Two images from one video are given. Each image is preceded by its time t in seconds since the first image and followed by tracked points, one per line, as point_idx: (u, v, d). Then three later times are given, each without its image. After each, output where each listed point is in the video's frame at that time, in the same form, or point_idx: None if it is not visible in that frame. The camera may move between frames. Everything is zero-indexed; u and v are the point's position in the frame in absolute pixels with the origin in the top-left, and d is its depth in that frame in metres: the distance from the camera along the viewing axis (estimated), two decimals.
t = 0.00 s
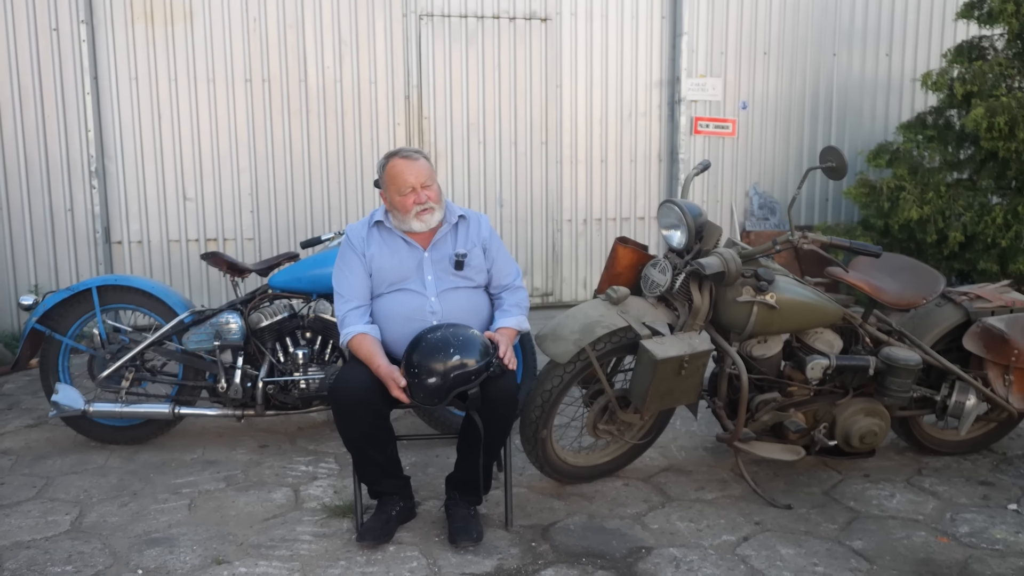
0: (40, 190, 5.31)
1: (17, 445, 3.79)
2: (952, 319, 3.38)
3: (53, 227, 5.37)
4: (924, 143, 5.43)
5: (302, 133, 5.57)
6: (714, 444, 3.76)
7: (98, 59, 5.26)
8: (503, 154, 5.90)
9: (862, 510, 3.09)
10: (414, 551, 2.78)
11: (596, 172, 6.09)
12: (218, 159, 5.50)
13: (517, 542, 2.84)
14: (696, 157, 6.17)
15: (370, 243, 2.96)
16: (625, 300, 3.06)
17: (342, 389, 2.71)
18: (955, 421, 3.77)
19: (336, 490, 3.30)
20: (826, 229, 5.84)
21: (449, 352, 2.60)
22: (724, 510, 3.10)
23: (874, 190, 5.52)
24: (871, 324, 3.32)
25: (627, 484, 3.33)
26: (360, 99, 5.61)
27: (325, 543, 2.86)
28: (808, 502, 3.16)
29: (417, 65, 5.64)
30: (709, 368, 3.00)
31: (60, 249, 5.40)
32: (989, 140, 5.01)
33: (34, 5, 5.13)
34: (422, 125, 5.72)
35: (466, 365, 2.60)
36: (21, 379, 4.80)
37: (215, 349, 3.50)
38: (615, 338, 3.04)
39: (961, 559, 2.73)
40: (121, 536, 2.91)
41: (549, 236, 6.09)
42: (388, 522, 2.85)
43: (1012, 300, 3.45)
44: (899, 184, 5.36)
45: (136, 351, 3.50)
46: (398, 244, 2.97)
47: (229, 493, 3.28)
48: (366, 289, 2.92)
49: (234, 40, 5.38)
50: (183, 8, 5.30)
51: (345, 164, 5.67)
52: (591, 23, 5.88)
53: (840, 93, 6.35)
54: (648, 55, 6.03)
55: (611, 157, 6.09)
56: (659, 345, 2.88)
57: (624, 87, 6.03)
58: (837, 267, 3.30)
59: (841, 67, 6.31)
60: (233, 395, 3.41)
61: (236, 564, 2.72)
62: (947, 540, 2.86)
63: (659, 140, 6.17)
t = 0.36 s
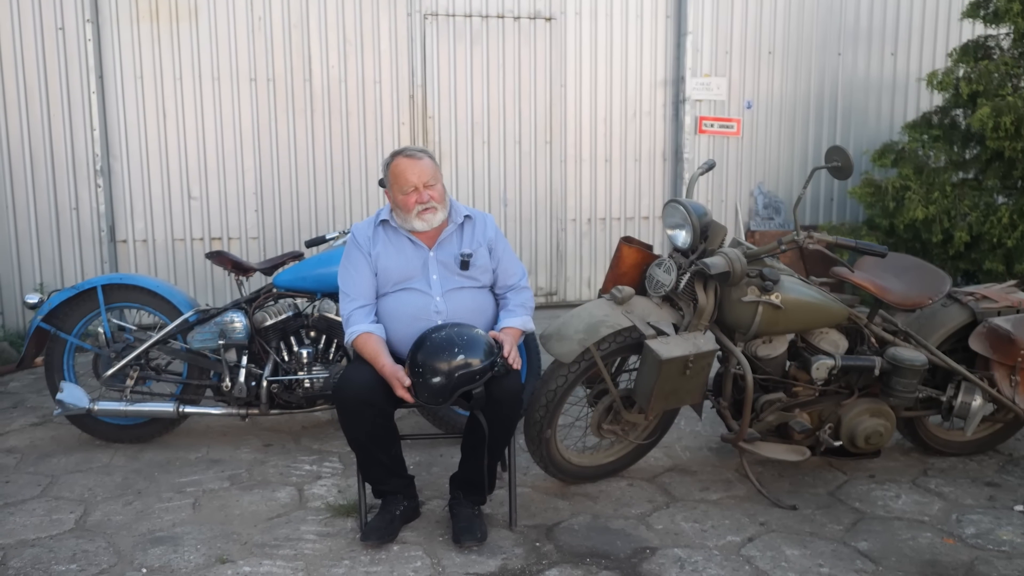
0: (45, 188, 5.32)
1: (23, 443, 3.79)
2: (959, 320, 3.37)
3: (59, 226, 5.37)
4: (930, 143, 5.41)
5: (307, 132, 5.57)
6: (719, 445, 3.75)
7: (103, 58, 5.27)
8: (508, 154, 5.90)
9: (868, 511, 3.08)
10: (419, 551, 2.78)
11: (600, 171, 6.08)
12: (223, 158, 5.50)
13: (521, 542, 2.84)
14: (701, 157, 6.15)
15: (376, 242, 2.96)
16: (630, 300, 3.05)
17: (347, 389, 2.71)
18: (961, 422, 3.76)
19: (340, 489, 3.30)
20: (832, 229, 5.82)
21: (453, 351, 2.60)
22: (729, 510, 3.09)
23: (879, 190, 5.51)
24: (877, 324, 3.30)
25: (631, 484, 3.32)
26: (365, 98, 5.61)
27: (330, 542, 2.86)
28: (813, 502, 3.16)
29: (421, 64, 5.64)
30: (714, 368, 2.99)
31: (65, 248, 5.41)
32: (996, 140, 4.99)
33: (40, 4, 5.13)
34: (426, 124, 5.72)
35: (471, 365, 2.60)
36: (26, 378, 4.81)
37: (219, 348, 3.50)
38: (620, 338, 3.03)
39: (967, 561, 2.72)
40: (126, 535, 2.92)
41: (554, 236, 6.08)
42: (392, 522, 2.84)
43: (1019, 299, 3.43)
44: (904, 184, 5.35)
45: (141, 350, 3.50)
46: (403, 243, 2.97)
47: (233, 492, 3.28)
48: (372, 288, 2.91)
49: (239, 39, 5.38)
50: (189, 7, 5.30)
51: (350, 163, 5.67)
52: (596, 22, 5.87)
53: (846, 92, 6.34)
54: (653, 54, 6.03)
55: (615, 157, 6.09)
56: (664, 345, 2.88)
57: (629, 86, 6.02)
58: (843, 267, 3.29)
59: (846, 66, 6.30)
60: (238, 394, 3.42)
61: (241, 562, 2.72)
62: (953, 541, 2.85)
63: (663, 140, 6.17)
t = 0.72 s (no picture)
0: (46, 187, 5.32)
1: (24, 442, 3.79)
2: (960, 319, 3.36)
3: (60, 225, 5.37)
4: (932, 143, 5.41)
5: (309, 132, 5.57)
6: (720, 444, 3.75)
7: (104, 56, 5.27)
8: (509, 153, 5.89)
9: (870, 511, 3.08)
10: (420, 550, 2.78)
11: (602, 171, 6.08)
12: (224, 157, 5.50)
13: (522, 542, 2.83)
14: (703, 157, 6.15)
15: (380, 240, 2.96)
16: (632, 299, 3.05)
17: (348, 388, 2.71)
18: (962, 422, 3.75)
19: (341, 489, 3.30)
20: (833, 229, 5.82)
21: (455, 350, 2.59)
22: (731, 510, 3.09)
23: (881, 189, 5.51)
24: (879, 324, 3.30)
25: (633, 484, 3.32)
26: (366, 98, 5.61)
27: (331, 542, 2.86)
28: (815, 502, 3.15)
29: (423, 64, 5.63)
30: (715, 368, 2.99)
31: (66, 246, 5.41)
32: (998, 140, 4.99)
33: (41, 3, 5.13)
34: (428, 123, 5.72)
35: (472, 364, 2.60)
36: (26, 377, 4.81)
37: (220, 347, 3.50)
38: (621, 337, 3.03)
39: (969, 560, 2.72)
40: (126, 534, 2.91)
41: (555, 235, 6.08)
42: (393, 521, 2.84)
43: (1021, 300, 3.43)
44: (906, 184, 5.35)
45: (143, 349, 3.50)
46: (407, 241, 2.97)
47: (234, 491, 3.28)
48: (375, 286, 2.91)
49: (241, 38, 5.38)
50: (190, 7, 5.30)
51: (352, 163, 5.67)
52: (598, 21, 5.87)
53: (848, 92, 6.33)
54: (655, 54, 6.02)
55: (617, 156, 6.08)
56: (666, 344, 2.87)
57: (631, 86, 6.02)
58: (845, 267, 3.30)
59: (848, 66, 6.29)
60: (239, 393, 3.42)
61: (241, 562, 2.72)
62: (955, 540, 2.85)
63: (665, 140, 6.16)
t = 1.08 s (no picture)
0: (45, 182, 5.31)
1: (23, 437, 3.79)
2: (961, 315, 3.36)
3: (59, 220, 5.37)
4: (932, 139, 5.40)
5: (308, 128, 5.56)
6: (720, 440, 3.75)
7: (103, 51, 5.26)
8: (509, 149, 5.89)
9: (869, 507, 3.08)
10: (420, 545, 2.78)
11: (602, 167, 6.07)
12: (224, 152, 5.49)
13: (522, 537, 2.83)
14: (703, 153, 6.15)
15: (379, 235, 2.96)
16: (632, 295, 3.04)
17: (348, 383, 2.70)
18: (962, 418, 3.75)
19: (341, 484, 3.30)
20: (833, 226, 5.81)
21: (455, 346, 2.59)
22: (730, 506, 3.09)
23: (881, 186, 5.50)
24: (879, 320, 3.30)
25: (632, 479, 3.32)
26: (366, 93, 5.60)
27: (330, 537, 2.86)
28: (815, 498, 3.15)
29: (423, 59, 5.62)
30: (715, 364, 2.99)
31: (65, 241, 5.40)
32: (998, 136, 4.98)
33: None
34: (427, 119, 5.71)
35: (472, 359, 2.59)
36: (26, 372, 4.81)
37: (220, 343, 3.48)
38: (622, 333, 3.03)
39: (968, 556, 2.72)
40: (126, 529, 2.92)
41: (555, 231, 6.07)
42: (393, 516, 2.84)
43: (1021, 296, 3.43)
44: (906, 180, 5.34)
45: (142, 344, 3.50)
46: (407, 236, 2.97)
47: (234, 487, 3.28)
48: (374, 282, 2.91)
49: (240, 33, 5.37)
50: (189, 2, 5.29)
51: (352, 159, 5.66)
52: (598, 17, 5.85)
53: (848, 88, 6.33)
54: (656, 49, 6.01)
55: (617, 152, 6.08)
56: (666, 340, 2.87)
57: (631, 81, 6.01)
58: (845, 263, 3.29)
59: (848, 62, 6.29)
60: (238, 388, 3.43)
61: (241, 557, 2.72)
62: (954, 536, 2.85)
63: (665, 136, 6.15)
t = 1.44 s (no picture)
0: (45, 178, 5.30)
1: (23, 433, 3.79)
2: (962, 311, 3.36)
3: (59, 216, 5.36)
4: (933, 135, 5.39)
5: (308, 124, 5.55)
6: (720, 436, 3.75)
7: (102, 47, 5.24)
8: (509, 144, 5.87)
9: (870, 503, 3.08)
10: (421, 542, 2.78)
11: (602, 163, 6.06)
12: (223, 148, 5.48)
13: (523, 533, 2.83)
14: (704, 148, 6.14)
15: (380, 231, 2.95)
16: (633, 291, 3.04)
17: (349, 379, 2.70)
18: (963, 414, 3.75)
19: (341, 480, 3.30)
20: (834, 222, 5.81)
21: (456, 342, 2.58)
22: (731, 502, 3.09)
23: (882, 181, 5.49)
24: (880, 316, 3.30)
25: (633, 476, 3.32)
26: (366, 89, 5.59)
27: (331, 533, 2.86)
28: (816, 494, 3.15)
29: (423, 54, 5.61)
30: (717, 360, 2.98)
31: (65, 237, 5.39)
32: (999, 132, 4.97)
33: None
34: (427, 115, 5.70)
35: (473, 355, 2.59)
36: (26, 368, 4.80)
37: (220, 338, 3.49)
38: (623, 329, 3.03)
39: (969, 553, 2.72)
40: (127, 525, 2.91)
41: (555, 227, 6.06)
42: (394, 512, 2.84)
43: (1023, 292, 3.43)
44: (907, 176, 5.33)
45: (143, 340, 3.49)
46: (407, 232, 2.96)
47: (235, 483, 3.28)
48: (375, 278, 2.90)
49: (240, 28, 5.35)
50: None
51: (352, 155, 5.65)
52: (599, 12, 5.84)
53: (849, 84, 6.32)
54: (656, 45, 6.00)
55: (617, 148, 6.07)
56: (667, 336, 2.87)
57: (631, 77, 5.99)
58: (846, 259, 3.29)
59: (849, 58, 6.27)
60: (238, 384, 3.41)
61: (242, 553, 2.72)
62: (955, 533, 2.85)
63: (666, 132, 6.14)
